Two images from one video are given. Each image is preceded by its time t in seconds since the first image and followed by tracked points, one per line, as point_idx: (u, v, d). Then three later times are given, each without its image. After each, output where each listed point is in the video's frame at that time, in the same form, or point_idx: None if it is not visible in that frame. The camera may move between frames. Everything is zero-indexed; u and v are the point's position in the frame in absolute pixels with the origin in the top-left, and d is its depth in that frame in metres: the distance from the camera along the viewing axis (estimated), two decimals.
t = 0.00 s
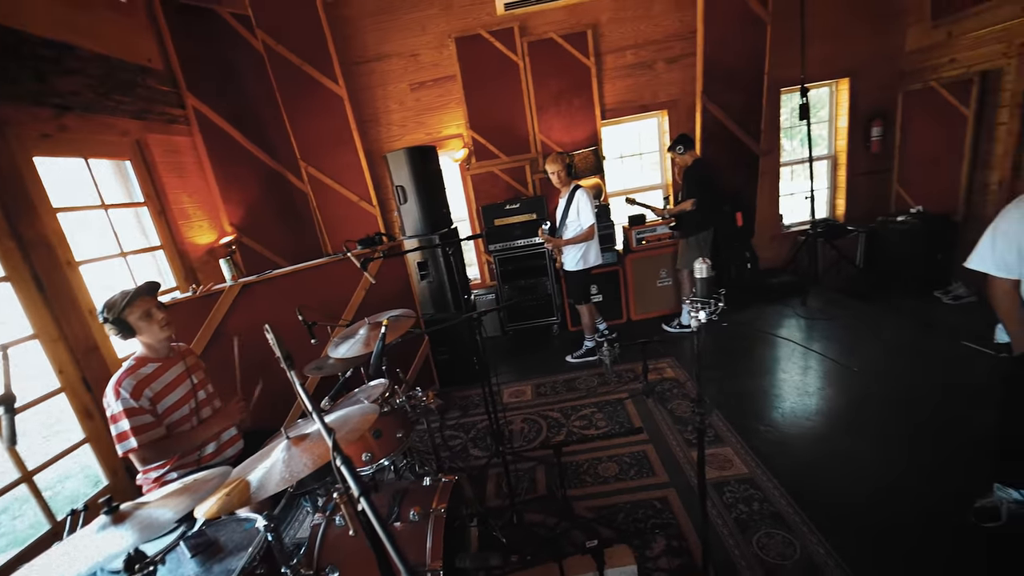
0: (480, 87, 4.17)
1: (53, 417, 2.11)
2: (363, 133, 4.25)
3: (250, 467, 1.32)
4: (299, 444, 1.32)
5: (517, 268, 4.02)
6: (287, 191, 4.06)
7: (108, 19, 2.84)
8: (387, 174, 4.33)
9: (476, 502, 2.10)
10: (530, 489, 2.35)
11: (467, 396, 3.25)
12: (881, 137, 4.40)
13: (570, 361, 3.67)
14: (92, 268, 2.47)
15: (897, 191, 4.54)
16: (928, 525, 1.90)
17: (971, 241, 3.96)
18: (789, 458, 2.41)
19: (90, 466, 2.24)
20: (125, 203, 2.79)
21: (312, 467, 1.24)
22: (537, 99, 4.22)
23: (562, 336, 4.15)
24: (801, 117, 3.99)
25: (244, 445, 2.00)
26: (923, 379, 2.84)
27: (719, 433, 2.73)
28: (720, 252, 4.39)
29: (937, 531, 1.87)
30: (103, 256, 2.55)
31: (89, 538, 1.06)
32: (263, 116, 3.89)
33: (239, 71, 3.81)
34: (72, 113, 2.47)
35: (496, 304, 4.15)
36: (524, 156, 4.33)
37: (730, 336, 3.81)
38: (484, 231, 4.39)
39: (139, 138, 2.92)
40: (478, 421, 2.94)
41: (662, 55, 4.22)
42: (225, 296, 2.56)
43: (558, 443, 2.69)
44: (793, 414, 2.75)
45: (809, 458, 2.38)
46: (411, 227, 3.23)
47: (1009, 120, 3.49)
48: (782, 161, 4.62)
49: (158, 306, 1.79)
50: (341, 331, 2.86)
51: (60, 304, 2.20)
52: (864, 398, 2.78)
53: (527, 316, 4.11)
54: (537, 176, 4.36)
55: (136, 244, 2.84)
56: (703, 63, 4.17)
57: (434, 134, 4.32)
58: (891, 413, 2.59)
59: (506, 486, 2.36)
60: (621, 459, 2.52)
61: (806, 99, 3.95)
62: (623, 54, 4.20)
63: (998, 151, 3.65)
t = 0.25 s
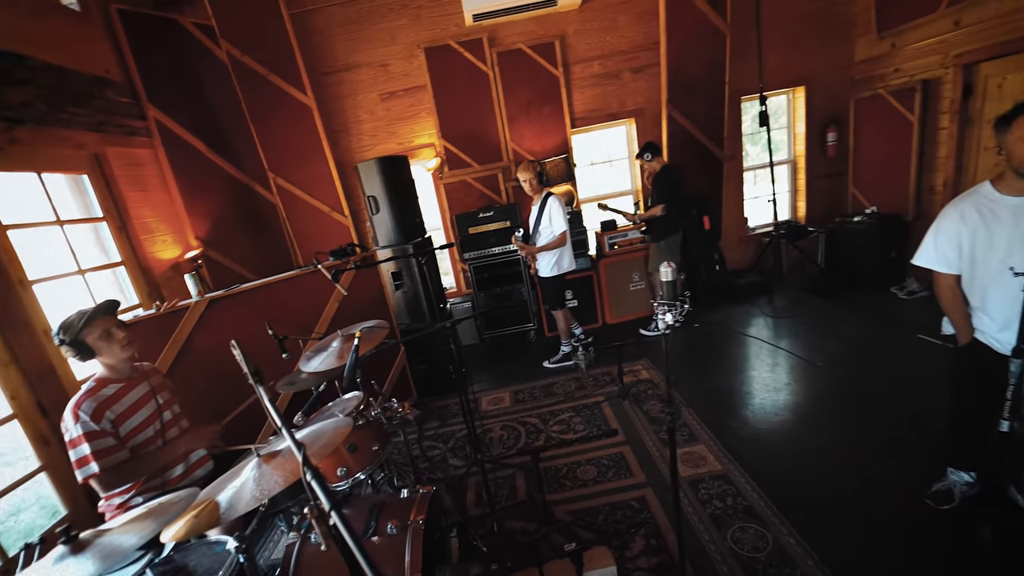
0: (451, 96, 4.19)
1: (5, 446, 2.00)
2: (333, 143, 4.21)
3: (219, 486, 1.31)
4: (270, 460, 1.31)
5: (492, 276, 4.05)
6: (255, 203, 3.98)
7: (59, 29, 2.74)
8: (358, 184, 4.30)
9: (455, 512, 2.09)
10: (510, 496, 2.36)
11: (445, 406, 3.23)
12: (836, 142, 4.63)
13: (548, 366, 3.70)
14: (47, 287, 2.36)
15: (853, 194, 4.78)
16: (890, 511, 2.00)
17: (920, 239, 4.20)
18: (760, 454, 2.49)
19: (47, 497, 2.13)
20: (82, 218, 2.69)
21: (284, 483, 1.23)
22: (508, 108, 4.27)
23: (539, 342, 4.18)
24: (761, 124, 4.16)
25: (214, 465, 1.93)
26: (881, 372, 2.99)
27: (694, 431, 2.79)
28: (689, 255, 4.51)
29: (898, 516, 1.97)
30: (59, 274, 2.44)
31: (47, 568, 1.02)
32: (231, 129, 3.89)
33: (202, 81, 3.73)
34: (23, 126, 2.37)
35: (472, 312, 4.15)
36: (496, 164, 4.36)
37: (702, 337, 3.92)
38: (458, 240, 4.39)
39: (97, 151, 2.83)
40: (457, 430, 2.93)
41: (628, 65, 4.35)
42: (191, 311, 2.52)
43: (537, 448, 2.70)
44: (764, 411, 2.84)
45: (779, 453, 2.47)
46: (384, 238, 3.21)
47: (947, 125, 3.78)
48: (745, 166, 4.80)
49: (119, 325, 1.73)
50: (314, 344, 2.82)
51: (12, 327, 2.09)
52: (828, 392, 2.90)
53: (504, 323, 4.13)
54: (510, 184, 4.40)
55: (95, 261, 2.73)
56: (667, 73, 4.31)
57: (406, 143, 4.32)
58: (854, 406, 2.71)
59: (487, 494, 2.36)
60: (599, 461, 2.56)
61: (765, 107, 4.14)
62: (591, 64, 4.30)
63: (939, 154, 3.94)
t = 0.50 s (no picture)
0: (425, 105, 4.20)
1: None
2: (306, 153, 4.16)
3: (190, 507, 1.27)
4: (243, 478, 1.28)
5: (470, 283, 4.05)
6: (225, 215, 3.90)
7: (14, 38, 2.65)
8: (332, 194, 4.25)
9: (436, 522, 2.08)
10: (492, 504, 2.35)
11: (426, 416, 3.21)
12: (799, 147, 4.83)
13: (528, 372, 3.71)
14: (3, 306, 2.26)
15: (817, 196, 4.98)
16: (860, 503, 2.07)
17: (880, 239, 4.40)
18: (737, 452, 2.54)
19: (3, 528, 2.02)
20: (40, 234, 2.58)
21: (258, 500, 1.20)
22: (482, 116, 4.30)
23: (519, 348, 4.19)
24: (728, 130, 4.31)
25: (185, 485, 1.87)
26: (849, 368, 3.11)
27: (672, 432, 2.84)
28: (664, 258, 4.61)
29: (867, 505, 2.05)
30: (16, 292, 2.34)
31: None
32: (199, 139, 3.80)
33: (168, 91, 3.65)
34: None
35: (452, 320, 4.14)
36: (472, 172, 4.38)
37: (678, 339, 3.99)
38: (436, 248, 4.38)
39: (56, 163, 2.75)
40: (438, 440, 2.91)
41: (599, 74, 4.44)
42: (160, 326, 2.51)
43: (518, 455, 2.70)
44: (739, 409, 2.91)
45: (754, 450, 2.53)
46: (360, 247, 3.18)
47: (902, 130, 3.99)
48: (714, 170, 4.95)
49: (81, 343, 1.67)
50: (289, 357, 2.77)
51: None
52: (799, 389, 3.00)
53: (483, 330, 4.12)
54: (486, 191, 4.42)
55: (54, 278, 2.62)
56: (637, 82, 4.43)
57: (381, 152, 4.29)
58: (824, 401, 2.81)
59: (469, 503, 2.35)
60: (581, 465, 2.58)
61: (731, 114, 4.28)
62: (563, 73, 4.38)
63: (895, 157, 4.15)
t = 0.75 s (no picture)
0: (395, 116, 4.19)
1: None
2: (273, 164, 4.07)
3: (151, 535, 1.23)
4: (208, 503, 1.26)
5: (445, 293, 4.04)
6: (188, 229, 3.78)
7: None
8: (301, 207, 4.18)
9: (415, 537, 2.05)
10: (472, 515, 2.34)
11: (403, 429, 3.16)
12: (759, 154, 5.04)
13: (505, 381, 3.71)
14: None
15: (778, 201, 5.19)
16: (828, 494, 2.15)
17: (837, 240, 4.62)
18: (710, 451, 2.61)
19: None
20: None
21: (225, 526, 1.19)
22: (453, 126, 4.32)
23: (496, 357, 4.18)
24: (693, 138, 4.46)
25: (149, 511, 1.81)
26: (813, 365, 3.23)
27: (649, 434, 2.89)
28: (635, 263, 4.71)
29: (833, 497, 2.13)
30: None
31: None
32: (160, 152, 3.67)
33: (126, 103, 3.53)
34: None
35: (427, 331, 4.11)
36: (444, 182, 4.39)
37: (652, 342, 4.07)
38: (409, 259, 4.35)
39: (4, 179, 2.61)
40: (415, 452, 2.87)
41: (567, 84, 4.54)
42: (119, 347, 2.41)
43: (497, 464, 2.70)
44: (712, 409, 2.98)
45: (727, 448, 2.60)
46: (331, 260, 3.13)
47: (854, 136, 4.22)
48: (681, 177, 5.10)
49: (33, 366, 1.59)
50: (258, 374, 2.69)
51: None
52: (768, 387, 3.10)
53: (459, 340, 4.11)
54: (459, 201, 4.42)
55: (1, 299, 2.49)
56: (604, 92, 4.54)
57: (351, 163, 4.25)
58: (791, 398, 2.91)
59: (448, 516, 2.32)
60: (559, 471, 2.59)
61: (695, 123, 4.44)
62: (532, 84, 4.45)
63: (848, 162, 4.38)
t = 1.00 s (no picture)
0: (369, 125, 4.16)
1: None
2: (243, 176, 3.99)
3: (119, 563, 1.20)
4: (177, 527, 1.23)
5: (423, 303, 4.01)
6: (154, 244, 3.66)
7: None
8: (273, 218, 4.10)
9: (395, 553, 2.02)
10: (454, 527, 2.32)
11: (382, 442, 3.12)
12: (727, 161, 5.21)
13: (485, 390, 3.70)
14: None
15: (746, 206, 5.36)
16: (798, 490, 2.22)
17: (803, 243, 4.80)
18: (688, 452, 2.66)
19: None
20: None
21: (196, 550, 1.17)
22: (427, 137, 4.33)
23: (476, 366, 4.17)
24: (663, 147, 4.58)
25: (109, 538, 2.05)
26: (784, 364, 3.34)
27: (628, 437, 2.93)
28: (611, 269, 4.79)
29: (805, 491, 2.20)
30: None
31: None
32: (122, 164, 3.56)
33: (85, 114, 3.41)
34: None
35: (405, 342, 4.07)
36: (419, 192, 4.38)
37: (630, 347, 4.13)
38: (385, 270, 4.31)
39: None
40: (396, 466, 2.83)
41: (539, 95, 4.61)
42: (81, 367, 2.37)
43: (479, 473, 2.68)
44: (690, 411, 3.04)
45: (705, 449, 2.65)
46: (304, 273, 3.08)
47: (814, 144, 4.42)
48: (653, 184, 5.23)
49: None
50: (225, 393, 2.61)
51: None
52: (742, 387, 3.18)
53: (439, 350, 4.09)
54: (435, 210, 4.42)
55: None
56: (576, 102, 4.63)
57: (324, 173, 4.19)
58: (766, 397, 2.99)
59: (430, 529, 2.30)
60: (541, 479, 2.59)
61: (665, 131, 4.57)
62: (505, 94, 4.50)
63: (810, 168, 4.58)
